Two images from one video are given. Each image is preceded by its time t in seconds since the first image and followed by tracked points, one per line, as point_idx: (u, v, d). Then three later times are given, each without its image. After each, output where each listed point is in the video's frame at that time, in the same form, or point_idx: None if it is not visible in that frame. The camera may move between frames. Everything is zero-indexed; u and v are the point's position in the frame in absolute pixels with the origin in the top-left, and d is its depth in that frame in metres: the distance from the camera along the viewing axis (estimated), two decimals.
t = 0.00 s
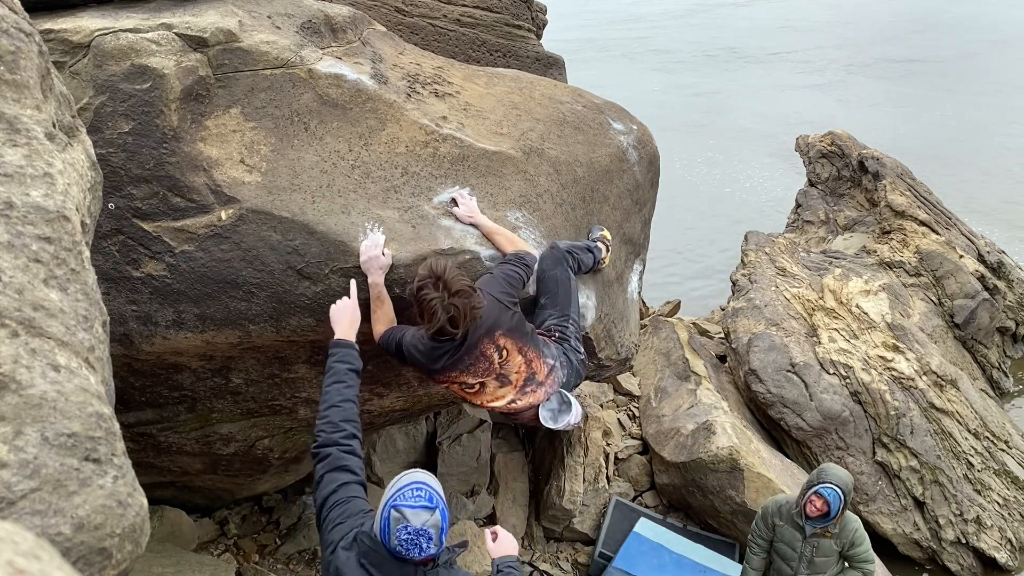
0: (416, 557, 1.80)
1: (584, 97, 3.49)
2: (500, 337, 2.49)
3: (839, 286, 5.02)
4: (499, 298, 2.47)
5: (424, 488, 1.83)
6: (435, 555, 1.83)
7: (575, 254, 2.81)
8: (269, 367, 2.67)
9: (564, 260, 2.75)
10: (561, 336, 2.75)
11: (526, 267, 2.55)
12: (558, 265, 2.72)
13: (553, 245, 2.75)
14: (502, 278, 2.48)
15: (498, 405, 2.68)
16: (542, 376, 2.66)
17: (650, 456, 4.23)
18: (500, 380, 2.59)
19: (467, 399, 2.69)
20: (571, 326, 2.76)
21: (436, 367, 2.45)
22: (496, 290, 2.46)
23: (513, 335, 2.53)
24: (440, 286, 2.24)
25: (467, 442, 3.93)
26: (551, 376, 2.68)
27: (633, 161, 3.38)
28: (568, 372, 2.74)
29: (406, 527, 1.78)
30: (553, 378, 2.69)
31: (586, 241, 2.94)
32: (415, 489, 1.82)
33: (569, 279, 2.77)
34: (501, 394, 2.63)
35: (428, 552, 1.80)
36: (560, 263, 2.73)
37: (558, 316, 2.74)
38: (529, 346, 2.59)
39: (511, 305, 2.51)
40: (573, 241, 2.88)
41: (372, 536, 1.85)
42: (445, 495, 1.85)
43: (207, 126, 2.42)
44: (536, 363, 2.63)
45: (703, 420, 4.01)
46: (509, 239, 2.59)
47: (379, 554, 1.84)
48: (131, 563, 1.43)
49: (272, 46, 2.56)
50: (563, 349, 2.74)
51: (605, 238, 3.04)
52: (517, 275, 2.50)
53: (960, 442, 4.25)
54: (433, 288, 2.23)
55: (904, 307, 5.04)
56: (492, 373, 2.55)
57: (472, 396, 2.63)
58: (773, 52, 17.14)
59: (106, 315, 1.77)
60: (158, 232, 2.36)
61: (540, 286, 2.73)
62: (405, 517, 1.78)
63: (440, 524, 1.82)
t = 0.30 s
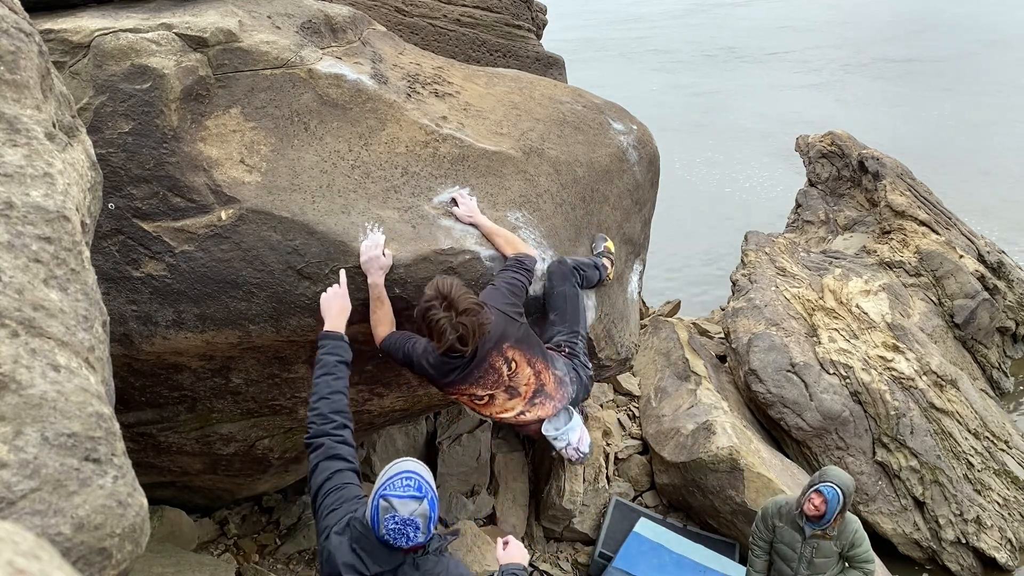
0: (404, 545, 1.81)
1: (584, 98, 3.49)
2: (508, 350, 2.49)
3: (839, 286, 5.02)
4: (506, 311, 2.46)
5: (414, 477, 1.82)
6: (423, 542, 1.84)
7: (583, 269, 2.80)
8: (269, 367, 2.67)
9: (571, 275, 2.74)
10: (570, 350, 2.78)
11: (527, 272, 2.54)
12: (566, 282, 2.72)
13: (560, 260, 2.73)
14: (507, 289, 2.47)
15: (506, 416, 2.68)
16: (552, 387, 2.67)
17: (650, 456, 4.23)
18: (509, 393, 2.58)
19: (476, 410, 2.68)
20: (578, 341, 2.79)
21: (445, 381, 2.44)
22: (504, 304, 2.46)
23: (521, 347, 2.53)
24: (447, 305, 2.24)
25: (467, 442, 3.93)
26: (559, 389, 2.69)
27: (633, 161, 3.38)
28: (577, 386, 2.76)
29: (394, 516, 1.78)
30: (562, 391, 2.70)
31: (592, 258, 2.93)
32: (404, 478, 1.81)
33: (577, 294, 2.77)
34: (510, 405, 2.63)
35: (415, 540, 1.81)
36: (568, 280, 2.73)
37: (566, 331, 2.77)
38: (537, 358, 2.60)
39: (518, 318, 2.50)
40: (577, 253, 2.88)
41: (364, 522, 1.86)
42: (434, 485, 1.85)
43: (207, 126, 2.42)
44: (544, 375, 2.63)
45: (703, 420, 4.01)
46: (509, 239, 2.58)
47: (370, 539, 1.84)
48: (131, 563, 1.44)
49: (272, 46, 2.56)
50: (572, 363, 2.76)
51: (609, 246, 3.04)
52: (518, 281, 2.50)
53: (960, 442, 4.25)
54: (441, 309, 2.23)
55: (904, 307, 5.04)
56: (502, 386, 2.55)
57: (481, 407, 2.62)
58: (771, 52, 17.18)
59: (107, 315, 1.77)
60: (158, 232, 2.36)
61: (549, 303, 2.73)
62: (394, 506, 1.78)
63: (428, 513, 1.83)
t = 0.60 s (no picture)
0: (410, 540, 1.85)
1: (584, 98, 3.49)
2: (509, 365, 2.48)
3: (839, 286, 5.02)
4: (509, 326, 2.48)
5: (418, 474, 1.85)
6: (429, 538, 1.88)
7: (596, 305, 2.85)
8: (269, 367, 2.68)
9: (586, 315, 2.80)
10: (578, 389, 2.78)
11: (527, 282, 2.53)
12: (580, 323, 2.79)
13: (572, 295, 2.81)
14: (507, 305, 2.48)
15: (505, 434, 2.64)
16: (553, 411, 2.62)
17: (650, 456, 4.23)
18: (508, 410, 2.56)
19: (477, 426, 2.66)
20: (587, 382, 2.81)
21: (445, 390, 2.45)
22: (508, 321, 2.48)
23: (523, 363, 2.52)
24: (450, 328, 2.29)
25: (467, 442, 3.93)
26: (559, 415, 2.64)
27: (633, 162, 3.38)
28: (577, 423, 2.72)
29: (399, 512, 1.82)
30: (561, 416, 2.65)
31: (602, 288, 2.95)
32: (408, 475, 1.84)
33: (589, 335, 2.83)
34: (510, 423, 2.60)
35: (421, 536, 1.84)
36: (581, 322, 2.80)
37: (576, 373, 2.80)
38: (539, 377, 2.58)
39: (521, 334, 2.51)
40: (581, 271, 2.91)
41: (369, 523, 1.90)
42: (438, 481, 1.87)
43: (207, 126, 2.42)
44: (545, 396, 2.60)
45: (703, 420, 4.01)
46: (509, 241, 2.58)
47: (374, 540, 1.89)
48: (131, 563, 1.44)
49: (272, 46, 2.56)
50: (578, 404, 2.75)
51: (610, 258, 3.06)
52: (518, 293, 2.50)
53: (960, 442, 4.25)
54: (442, 331, 2.28)
55: (904, 307, 5.04)
56: (501, 402, 2.53)
57: (481, 421, 2.61)
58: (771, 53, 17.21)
59: (107, 315, 1.77)
60: (158, 232, 2.36)
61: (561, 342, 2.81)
62: (398, 503, 1.82)
63: (433, 509, 1.85)
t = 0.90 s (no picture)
0: (424, 541, 1.86)
1: (584, 98, 3.49)
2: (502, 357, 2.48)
3: (839, 286, 5.02)
4: (504, 319, 2.47)
5: (429, 474, 1.87)
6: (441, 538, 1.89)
7: (590, 303, 2.80)
8: (269, 367, 2.67)
9: (578, 312, 2.76)
10: (560, 384, 2.77)
11: (524, 279, 2.53)
12: (569, 318, 2.75)
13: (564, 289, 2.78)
14: (503, 298, 2.47)
15: (487, 428, 2.64)
16: (537, 407, 2.63)
17: (650, 456, 4.23)
18: (494, 403, 2.55)
19: (459, 419, 2.65)
20: (570, 378, 2.79)
21: (435, 381, 2.43)
22: (504, 315, 2.47)
23: (515, 357, 2.53)
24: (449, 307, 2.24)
25: (467, 442, 3.93)
26: (543, 411, 2.65)
27: (633, 162, 3.38)
28: (557, 420, 2.72)
29: (412, 511, 1.83)
30: (545, 412, 2.66)
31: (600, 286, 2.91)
32: (419, 475, 1.87)
33: (578, 332, 2.79)
34: (494, 416, 2.60)
35: (434, 536, 1.85)
36: (571, 318, 2.75)
37: (559, 366, 2.78)
38: (527, 371, 2.59)
39: (516, 328, 2.51)
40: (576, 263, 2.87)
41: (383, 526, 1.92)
42: (449, 480, 1.89)
43: (207, 126, 2.42)
44: (531, 391, 2.61)
45: (703, 420, 4.01)
46: (508, 241, 2.57)
47: (389, 542, 1.91)
48: (132, 563, 1.43)
49: (272, 46, 2.55)
50: (559, 399, 2.74)
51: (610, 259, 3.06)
52: (514, 289, 2.49)
53: (960, 442, 4.25)
54: (441, 309, 2.23)
55: (904, 307, 5.04)
56: (489, 394, 2.52)
57: (465, 414, 2.59)
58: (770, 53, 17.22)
59: (107, 315, 1.77)
60: (158, 232, 2.36)
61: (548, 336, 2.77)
62: (411, 502, 1.83)
63: (446, 508, 1.86)
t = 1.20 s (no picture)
0: (431, 539, 1.83)
1: (584, 97, 3.49)
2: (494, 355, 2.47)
3: (839, 286, 5.02)
4: (498, 316, 2.46)
5: (436, 471, 1.86)
6: (449, 536, 1.87)
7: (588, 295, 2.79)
8: (269, 367, 2.68)
9: (577, 308, 2.72)
10: (553, 375, 2.75)
11: (523, 279, 2.52)
12: (570, 314, 2.71)
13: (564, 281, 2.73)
14: (499, 295, 2.47)
15: (479, 422, 2.64)
16: (530, 403, 2.63)
17: (650, 456, 4.23)
18: (486, 398, 2.55)
19: (451, 413, 2.65)
20: (565, 372, 2.78)
21: (427, 376, 2.43)
22: (498, 312, 2.46)
23: (508, 354, 2.52)
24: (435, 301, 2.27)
25: (467, 442, 3.94)
26: (536, 407, 2.65)
27: (633, 161, 3.37)
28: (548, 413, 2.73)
29: (418, 509, 1.82)
30: (537, 408, 2.65)
31: (585, 253, 2.85)
32: (427, 472, 1.85)
33: (578, 329, 2.76)
34: (486, 411, 2.60)
35: (441, 533, 1.83)
36: (574, 313, 2.72)
37: (555, 359, 2.76)
38: (521, 368, 2.58)
39: (509, 325, 2.50)
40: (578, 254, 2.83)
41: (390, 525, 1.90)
42: (456, 478, 1.88)
43: (207, 126, 2.42)
44: (524, 388, 2.60)
45: (703, 420, 4.01)
46: (508, 241, 2.57)
47: (397, 540, 1.88)
48: (132, 563, 1.44)
49: (272, 46, 2.55)
50: (550, 389, 2.72)
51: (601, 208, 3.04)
52: (512, 287, 2.49)
53: (960, 442, 4.25)
54: (426, 305, 2.25)
55: (904, 307, 5.04)
56: (480, 390, 2.52)
57: (456, 409, 2.60)
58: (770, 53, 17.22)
59: (107, 315, 1.77)
60: (158, 232, 2.37)
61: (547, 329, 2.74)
62: (418, 500, 1.81)
63: (453, 506, 1.85)
